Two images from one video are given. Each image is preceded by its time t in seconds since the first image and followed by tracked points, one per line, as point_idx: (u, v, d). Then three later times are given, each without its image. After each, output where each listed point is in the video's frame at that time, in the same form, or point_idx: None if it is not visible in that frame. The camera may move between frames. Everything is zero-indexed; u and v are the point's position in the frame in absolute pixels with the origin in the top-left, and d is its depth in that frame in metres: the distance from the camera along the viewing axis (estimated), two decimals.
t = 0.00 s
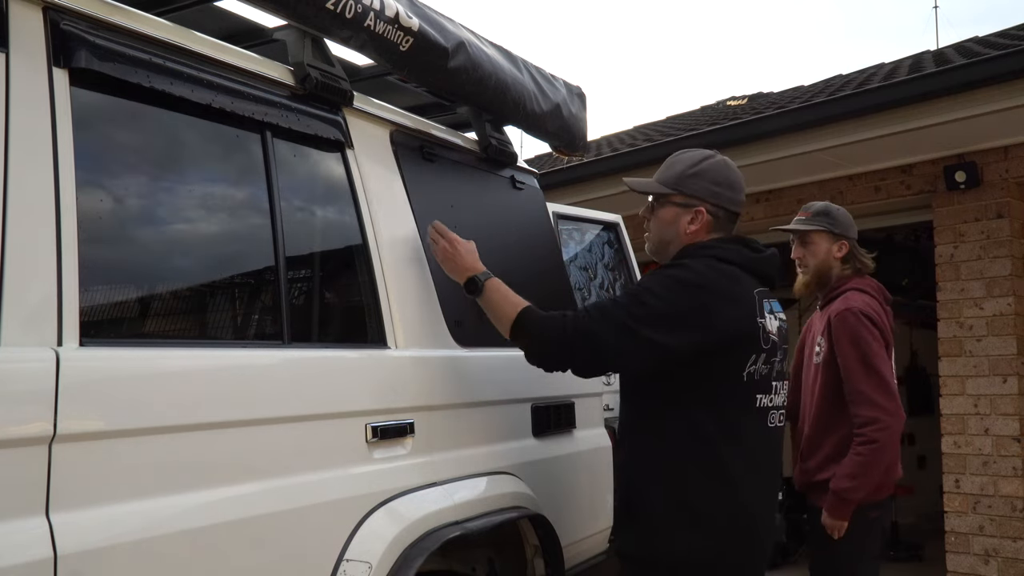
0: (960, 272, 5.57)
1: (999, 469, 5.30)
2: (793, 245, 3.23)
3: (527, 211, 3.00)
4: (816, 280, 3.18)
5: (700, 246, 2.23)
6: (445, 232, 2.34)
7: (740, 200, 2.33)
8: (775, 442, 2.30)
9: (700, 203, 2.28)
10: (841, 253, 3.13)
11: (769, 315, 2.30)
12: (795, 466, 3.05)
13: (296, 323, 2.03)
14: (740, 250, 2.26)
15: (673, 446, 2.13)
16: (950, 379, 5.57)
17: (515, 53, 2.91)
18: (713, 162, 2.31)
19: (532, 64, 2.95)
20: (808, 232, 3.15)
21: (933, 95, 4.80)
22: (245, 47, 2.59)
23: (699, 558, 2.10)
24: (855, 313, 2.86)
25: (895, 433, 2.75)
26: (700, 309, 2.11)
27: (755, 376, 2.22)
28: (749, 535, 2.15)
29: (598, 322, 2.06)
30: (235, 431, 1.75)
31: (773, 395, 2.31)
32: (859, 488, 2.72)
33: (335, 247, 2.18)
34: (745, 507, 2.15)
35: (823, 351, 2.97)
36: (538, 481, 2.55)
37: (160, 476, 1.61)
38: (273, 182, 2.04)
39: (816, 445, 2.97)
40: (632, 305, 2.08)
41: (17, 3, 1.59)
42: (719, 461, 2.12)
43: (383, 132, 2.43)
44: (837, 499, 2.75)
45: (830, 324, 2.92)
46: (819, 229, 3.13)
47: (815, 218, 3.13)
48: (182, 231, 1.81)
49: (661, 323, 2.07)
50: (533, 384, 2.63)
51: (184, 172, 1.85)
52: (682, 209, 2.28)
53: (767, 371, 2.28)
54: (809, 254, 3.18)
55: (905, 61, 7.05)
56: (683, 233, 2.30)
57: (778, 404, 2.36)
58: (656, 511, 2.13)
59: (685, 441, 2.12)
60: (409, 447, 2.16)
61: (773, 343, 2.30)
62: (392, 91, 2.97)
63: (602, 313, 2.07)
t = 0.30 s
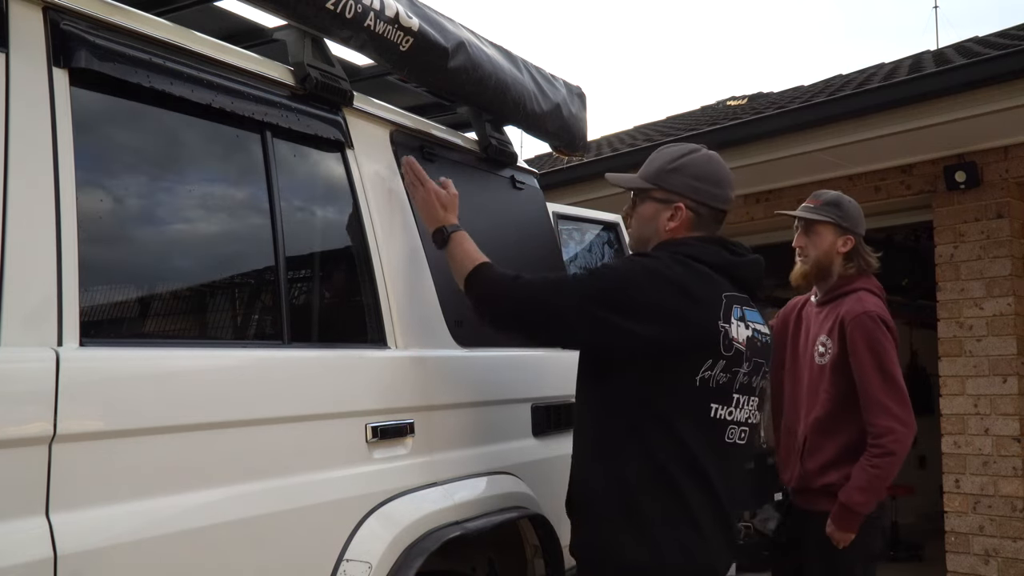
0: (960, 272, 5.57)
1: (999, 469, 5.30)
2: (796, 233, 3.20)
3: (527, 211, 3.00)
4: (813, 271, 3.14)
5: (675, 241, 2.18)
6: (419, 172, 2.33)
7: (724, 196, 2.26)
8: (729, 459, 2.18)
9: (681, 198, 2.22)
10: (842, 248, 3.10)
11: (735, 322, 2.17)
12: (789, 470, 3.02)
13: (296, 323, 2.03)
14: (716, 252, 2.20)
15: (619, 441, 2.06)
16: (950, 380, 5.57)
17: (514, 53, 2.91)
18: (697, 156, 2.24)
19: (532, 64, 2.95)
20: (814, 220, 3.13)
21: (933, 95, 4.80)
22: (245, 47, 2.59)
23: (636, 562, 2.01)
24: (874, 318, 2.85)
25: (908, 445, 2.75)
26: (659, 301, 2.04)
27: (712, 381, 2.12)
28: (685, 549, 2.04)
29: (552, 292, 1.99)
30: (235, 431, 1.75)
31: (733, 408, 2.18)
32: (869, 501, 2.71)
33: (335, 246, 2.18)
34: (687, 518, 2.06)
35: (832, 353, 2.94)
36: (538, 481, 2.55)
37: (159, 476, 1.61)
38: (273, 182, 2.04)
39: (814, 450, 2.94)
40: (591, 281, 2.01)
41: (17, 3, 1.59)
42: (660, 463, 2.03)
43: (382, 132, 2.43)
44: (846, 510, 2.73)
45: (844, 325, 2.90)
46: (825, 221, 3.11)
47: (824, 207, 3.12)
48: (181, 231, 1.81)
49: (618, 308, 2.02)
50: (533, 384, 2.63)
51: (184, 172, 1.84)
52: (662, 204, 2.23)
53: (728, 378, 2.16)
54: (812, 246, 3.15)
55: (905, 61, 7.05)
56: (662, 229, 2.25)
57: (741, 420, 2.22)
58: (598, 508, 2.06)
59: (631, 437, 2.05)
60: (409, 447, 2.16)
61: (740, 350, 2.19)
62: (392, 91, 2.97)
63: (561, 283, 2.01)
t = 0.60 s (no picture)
0: (960, 272, 5.57)
1: (999, 469, 5.30)
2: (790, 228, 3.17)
3: (527, 211, 3.00)
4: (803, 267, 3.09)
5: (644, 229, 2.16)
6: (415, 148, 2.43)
7: (700, 182, 2.23)
8: (698, 458, 2.12)
9: (651, 183, 2.22)
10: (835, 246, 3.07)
11: (698, 315, 2.10)
12: (783, 473, 2.98)
13: (296, 324, 2.03)
14: (687, 243, 2.16)
15: (584, 436, 2.03)
16: (950, 379, 5.57)
17: (514, 53, 2.91)
18: (673, 143, 2.24)
19: (532, 63, 2.95)
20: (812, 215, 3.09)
21: (933, 95, 4.80)
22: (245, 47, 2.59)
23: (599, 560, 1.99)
24: (875, 321, 2.86)
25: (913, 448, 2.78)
26: (619, 287, 2.00)
27: (673, 374, 2.06)
28: (653, 549, 2.01)
29: (516, 271, 1.98)
30: (236, 431, 1.75)
31: (698, 404, 2.12)
32: (881, 506, 2.72)
33: (335, 246, 2.18)
34: (656, 518, 2.02)
35: (829, 355, 2.93)
36: (538, 481, 2.55)
37: (159, 476, 1.61)
38: (273, 182, 2.04)
39: (812, 454, 2.93)
40: (553, 262, 1.98)
41: (17, 3, 1.59)
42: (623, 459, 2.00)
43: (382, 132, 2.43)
44: (857, 515, 2.74)
45: (846, 328, 2.90)
46: (824, 217, 3.07)
47: (823, 203, 3.08)
48: (181, 231, 1.81)
49: (579, 292, 1.98)
50: (533, 384, 2.63)
51: (183, 172, 1.84)
52: (635, 190, 2.24)
53: (688, 372, 2.09)
54: (806, 242, 3.11)
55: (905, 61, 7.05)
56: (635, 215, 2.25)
57: (711, 417, 2.15)
58: (563, 502, 2.04)
59: (593, 431, 2.02)
60: (409, 447, 2.16)
61: (707, 345, 2.12)
62: (392, 91, 2.97)
63: (524, 261, 1.98)
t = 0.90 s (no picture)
0: (960, 272, 5.57)
1: (999, 469, 5.30)
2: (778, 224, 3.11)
3: (527, 211, 3.00)
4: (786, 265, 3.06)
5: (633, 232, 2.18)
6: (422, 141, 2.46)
7: (675, 172, 2.17)
8: (689, 460, 2.11)
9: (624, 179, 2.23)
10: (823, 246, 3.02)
11: (689, 315, 2.09)
12: (756, 470, 2.89)
13: (296, 324, 2.03)
14: (676, 240, 2.14)
15: (575, 437, 2.03)
16: (950, 379, 5.57)
17: (514, 53, 2.91)
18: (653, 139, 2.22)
19: (532, 63, 2.95)
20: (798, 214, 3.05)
21: (933, 95, 4.80)
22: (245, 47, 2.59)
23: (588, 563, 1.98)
24: (859, 316, 2.80)
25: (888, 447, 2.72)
26: (603, 288, 1.99)
27: (664, 374, 2.05)
28: (642, 552, 2.01)
29: (505, 270, 2.00)
30: (236, 431, 1.75)
31: (691, 405, 2.09)
32: (854, 504, 2.65)
33: (335, 246, 2.18)
34: (646, 521, 2.02)
35: (810, 349, 2.86)
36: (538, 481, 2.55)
37: (159, 476, 1.61)
38: (273, 181, 2.05)
39: (786, 450, 2.85)
40: (539, 262, 1.99)
41: (17, 3, 1.59)
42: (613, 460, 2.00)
43: (382, 132, 2.43)
44: (830, 511, 2.67)
45: (829, 323, 2.83)
46: (812, 215, 3.02)
47: (810, 202, 3.03)
48: (182, 231, 1.81)
49: (564, 292, 1.99)
50: (534, 384, 2.63)
51: (183, 172, 1.84)
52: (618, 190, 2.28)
53: (678, 372, 2.07)
54: (794, 240, 3.06)
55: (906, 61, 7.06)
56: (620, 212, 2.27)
57: (704, 421, 2.13)
58: (553, 503, 2.04)
59: (584, 432, 2.02)
60: (409, 447, 2.16)
61: (699, 345, 2.11)
62: (392, 91, 2.97)
63: (514, 260, 2.00)
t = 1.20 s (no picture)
0: (960, 272, 5.57)
1: (999, 469, 5.30)
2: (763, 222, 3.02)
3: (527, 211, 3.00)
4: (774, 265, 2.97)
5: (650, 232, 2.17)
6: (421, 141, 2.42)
7: (688, 174, 2.17)
8: (698, 458, 2.11)
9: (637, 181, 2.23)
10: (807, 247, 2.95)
11: (705, 316, 2.09)
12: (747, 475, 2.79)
13: (296, 324, 2.03)
14: (690, 243, 2.14)
15: (588, 435, 2.03)
16: (950, 379, 5.57)
17: (514, 53, 2.91)
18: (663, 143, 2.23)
19: (532, 63, 2.95)
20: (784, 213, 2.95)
21: (933, 95, 4.80)
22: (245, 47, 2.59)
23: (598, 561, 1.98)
24: (843, 314, 2.73)
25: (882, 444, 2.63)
26: (619, 288, 2.00)
27: (679, 374, 2.05)
28: (653, 551, 2.00)
29: (521, 268, 1.99)
30: (236, 431, 1.75)
31: (704, 405, 2.10)
32: (849, 503, 2.56)
33: (335, 247, 2.18)
34: (656, 519, 2.02)
35: (796, 350, 2.79)
36: (538, 481, 2.55)
37: (159, 476, 1.61)
38: (273, 182, 2.05)
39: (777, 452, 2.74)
40: (557, 261, 1.98)
41: (17, 3, 1.59)
42: (625, 460, 2.00)
43: (382, 132, 2.43)
44: (824, 511, 2.57)
45: (814, 322, 2.75)
46: (796, 215, 2.92)
47: (797, 203, 2.95)
48: (181, 231, 1.81)
49: (581, 291, 1.98)
50: (533, 384, 2.63)
51: (184, 172, 1.85)
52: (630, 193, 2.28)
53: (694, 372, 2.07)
54: (778, 239, 2.97)
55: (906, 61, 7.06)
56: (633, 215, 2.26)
57: (715, 420, 2.14)
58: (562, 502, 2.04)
59: (595, 430, 2.02)
60: (409, 447, 2.16)
61: (715, 347, 2.12)
62: (392, 91, 2.97)
63: (533, 258, 1.99)
